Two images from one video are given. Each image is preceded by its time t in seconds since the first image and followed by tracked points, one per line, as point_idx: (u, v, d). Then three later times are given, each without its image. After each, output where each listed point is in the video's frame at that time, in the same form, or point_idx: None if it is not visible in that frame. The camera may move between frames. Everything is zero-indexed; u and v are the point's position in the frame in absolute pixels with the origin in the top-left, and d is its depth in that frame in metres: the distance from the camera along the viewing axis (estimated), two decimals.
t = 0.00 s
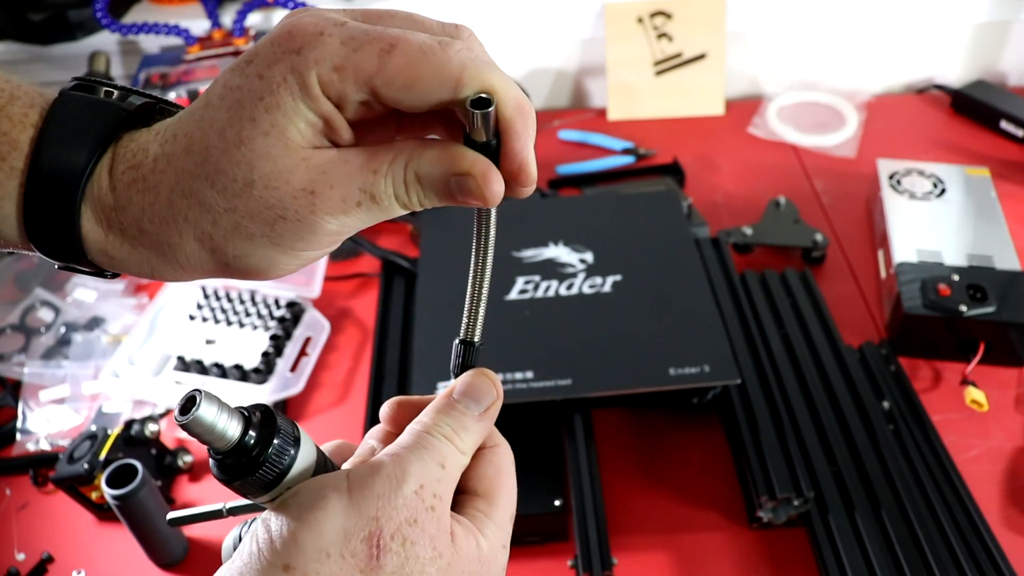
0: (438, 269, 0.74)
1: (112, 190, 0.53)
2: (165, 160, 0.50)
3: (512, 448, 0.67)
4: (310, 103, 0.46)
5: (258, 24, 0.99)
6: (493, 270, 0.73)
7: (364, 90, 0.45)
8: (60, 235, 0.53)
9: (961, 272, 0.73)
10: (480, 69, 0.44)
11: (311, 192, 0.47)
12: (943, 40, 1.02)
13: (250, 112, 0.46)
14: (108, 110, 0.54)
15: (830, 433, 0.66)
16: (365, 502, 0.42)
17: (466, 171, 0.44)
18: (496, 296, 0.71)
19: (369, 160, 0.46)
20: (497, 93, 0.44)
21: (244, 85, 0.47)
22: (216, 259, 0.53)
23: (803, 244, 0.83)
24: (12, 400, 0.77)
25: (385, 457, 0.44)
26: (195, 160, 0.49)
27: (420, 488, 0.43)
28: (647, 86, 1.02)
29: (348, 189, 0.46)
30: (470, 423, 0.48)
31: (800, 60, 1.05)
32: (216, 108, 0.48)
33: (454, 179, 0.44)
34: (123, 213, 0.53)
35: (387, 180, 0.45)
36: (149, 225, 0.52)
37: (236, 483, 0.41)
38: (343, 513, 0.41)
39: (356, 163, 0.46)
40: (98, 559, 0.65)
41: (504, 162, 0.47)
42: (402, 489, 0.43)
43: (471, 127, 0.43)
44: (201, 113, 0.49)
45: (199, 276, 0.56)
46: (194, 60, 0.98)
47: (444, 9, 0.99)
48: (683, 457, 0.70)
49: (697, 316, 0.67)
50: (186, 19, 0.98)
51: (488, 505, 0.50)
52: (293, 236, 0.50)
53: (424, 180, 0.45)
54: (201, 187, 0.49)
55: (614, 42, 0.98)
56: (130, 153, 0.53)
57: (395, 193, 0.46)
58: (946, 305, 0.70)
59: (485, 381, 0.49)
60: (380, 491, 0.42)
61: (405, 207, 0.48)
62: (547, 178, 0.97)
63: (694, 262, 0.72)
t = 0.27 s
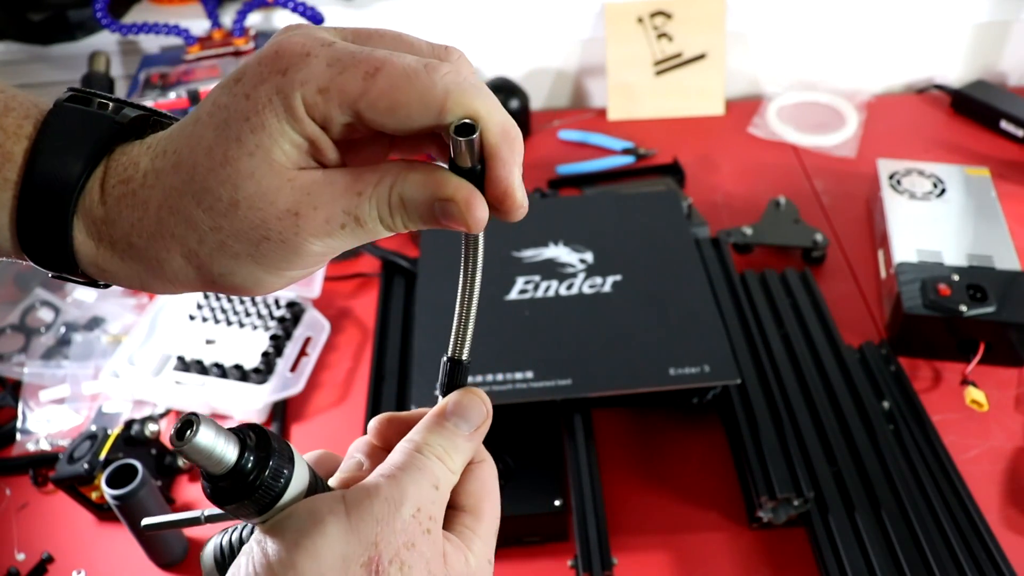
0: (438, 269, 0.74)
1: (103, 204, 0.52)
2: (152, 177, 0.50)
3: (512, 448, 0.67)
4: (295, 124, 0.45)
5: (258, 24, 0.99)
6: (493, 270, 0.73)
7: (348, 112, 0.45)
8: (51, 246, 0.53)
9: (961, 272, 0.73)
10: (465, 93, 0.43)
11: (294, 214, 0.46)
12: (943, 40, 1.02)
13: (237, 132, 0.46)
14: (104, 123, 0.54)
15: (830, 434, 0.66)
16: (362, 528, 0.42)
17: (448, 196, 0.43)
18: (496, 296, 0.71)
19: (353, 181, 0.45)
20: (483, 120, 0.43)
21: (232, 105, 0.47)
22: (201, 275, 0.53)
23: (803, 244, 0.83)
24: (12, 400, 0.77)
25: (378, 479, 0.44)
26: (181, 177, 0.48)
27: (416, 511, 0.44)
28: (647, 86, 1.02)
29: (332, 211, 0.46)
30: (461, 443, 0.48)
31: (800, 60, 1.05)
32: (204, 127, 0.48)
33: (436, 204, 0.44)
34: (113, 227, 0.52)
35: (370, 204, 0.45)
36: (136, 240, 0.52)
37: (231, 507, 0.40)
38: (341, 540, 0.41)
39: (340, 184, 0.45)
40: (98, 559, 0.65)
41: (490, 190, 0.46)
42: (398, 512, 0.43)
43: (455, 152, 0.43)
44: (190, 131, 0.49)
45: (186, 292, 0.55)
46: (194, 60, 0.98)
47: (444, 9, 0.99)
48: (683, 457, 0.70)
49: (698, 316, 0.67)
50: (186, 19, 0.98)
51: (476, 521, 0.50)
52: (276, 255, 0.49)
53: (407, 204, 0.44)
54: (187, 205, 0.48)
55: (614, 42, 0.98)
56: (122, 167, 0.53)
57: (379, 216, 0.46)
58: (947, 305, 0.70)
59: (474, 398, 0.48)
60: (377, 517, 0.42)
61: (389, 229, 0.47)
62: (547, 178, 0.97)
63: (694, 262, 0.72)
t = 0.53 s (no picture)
0: (439, 269, 0.74)
1: (86, 196, 0.52)
2: (140, 168, 0.50)
3: (512, 448, 0.67)
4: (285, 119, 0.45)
5: (258, 25, 0.99)
6: (493, 270, 0.73)
7: (342, 108, 0.45)
8: (32, 236, 0.52)
9: (961, 272, 0.73)
10: (459, 92, 0.44)
11: (278, 209, 0.46)
12: (943, 40, 1.02)
13: (225, 126, 0.46)
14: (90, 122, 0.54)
15: (830, 434, 0.66)
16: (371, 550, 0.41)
17: (434, 195, 0.43)
18: (496, 296, 0.71)
19: (339, 180, 0.45)
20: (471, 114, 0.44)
21: (222, 99, 0.46)
22: (178, 270, 0.52)
23: (803, 244, 0.83)
24: (12, 400, 0.77)
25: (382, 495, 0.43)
26: (167, 168, 0.48)
27: (422, 529, 0.44)
28: (647, 86, 1.02)
29: (316, 209, 0.45)
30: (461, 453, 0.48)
31: (800, 59, 1.05)
32: (194, 122, 0.47)
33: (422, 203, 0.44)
34: (95, 218, 0.52)
35: (355, 202, 0.45)
36: (118, 232, 0.51)
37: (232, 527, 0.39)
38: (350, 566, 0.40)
39: (326, 184, 0.45)
40: (99, 559, 0.65)
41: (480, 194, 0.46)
42: (405, 532, 0.43)
43: (444, 151, 0.43)
44: (180, 123, 0.48)
45: (163, 288, 0.54)
46: (194, 60, 0.98)
47: (444, 9, 0.99)
48: (683, 456, 0.70)
49: (698, 316, 0.67)
50: (186, 19, 0.98)
51: (476, 531, 0.50)
52: (255, 252, 0.48)
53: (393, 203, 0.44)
54: (169, 196, 0.48)
55: (614, 42, 0.98)
56: (109, 161, 0.52)
57: (363, 215, 0.45)
58: (947, 304, 0.70)
59: (472, 408, 0.49)
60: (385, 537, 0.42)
61: (373, 230, 0.46)
62: (547, 178, 0.97)
63: (693, 261, 0.72)
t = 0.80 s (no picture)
0: (439, 269, 0.74)
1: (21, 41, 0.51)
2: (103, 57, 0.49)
3: (512, 449, 0.67)
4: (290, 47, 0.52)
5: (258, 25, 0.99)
6: (493, 270, 0.73)
7: (338, 72, 0.54)
8: None
9: (961, 272, 0.73)
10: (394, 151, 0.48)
11: (226, 122, 0.48)
12: (944, 40, 1.01)
13: (223, 27, 0.50)
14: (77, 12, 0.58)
15: (830, 434, 0.66)
16: None
17: (376, 163, 0.47)
18: (495, 296, 0.71)
19: (296, 122, 0.49)
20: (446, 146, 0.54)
21: (216, 20, 0.50)
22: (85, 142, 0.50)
23: (803, 244, 0.83)
24: (12, 400, 0.77)
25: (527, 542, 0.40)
26: (136, 49, 0.49)
27: None
28: (647, 86, 1.02)
29: (263, 134, 0.48)
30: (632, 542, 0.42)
31: (800, 59, 1.05)
32: (179, 21, 0.50)
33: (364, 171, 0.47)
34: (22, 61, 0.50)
35: (301, 141, 0.48)
36: (46, 79, 0.50)
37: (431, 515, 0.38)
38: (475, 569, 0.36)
39: (283, 119, 0.49)
40: (99, 559, 0.65)
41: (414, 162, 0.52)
42: None
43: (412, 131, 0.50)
44: (170, 19, 0.50)
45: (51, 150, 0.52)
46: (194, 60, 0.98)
47: (445, 9, 0.99)
48: (684, 456, 0.70)
49: (698, 316, 0.67)
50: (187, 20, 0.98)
51: None
52: (182, 149, 0.49)
53: (336, 156, 0.48)
54: (121, 63, 0.48)
55: (614, 42, 0.98)
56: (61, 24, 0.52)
57: (305, 158, 0.48)
58: (946, 305, 0.70)
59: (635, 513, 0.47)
60: None
61: (304, 178, 0.49)
62: (547, 178, 0.97)
63: (693, 261, 0.72)
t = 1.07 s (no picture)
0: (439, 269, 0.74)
1: None
2: None
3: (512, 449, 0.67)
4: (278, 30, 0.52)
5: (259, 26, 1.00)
6: (493, 270, 0.73)
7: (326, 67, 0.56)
8: None
9: (961, 272, 0.73)
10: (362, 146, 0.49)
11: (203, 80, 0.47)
12: (944, 40, 1.01)
13: None
14: None
15: (830, 434, 0.66)
16: (469, 527, 0.33)
17: (341, 153, 0.48)
18: (495, 296, 0.71)
19: (269, 99, 0.49)
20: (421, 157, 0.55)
21: None
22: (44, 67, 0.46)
23: (803, 244, 0.83)
24: (12, 400, 0.77)
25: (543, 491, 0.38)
26: None
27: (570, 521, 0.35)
28: (648, 86, 1.02)
29: (237, 101, 0.47)
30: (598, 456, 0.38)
31: (801, 59, 1.05)
32: None
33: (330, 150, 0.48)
34: None
35: (271, 119, 0.48)
36: None
37: (405, 371, 0.39)
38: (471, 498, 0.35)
39: (258, 92, 0.48)
40: (99, 559, 0.65)
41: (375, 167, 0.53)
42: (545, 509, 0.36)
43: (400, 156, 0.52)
44: None
45: None
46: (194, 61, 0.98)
47: (445, 9, 0.99)
48: (684, 456, 0.70)
49: (698, 317, 0.67)
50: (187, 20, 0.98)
51: None
52: (155, 98, 0.46)
53: (304, 141, 0.48)
54: None
55: (615, 42, 0.98)
56: None
57: (274, 133, 0.48)
58: (946, 305, 0.70)
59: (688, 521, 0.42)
60: (502, 510, 0.33)
61: (270, 152, 0.49)
62: (547, 178, 0.97)
63: (693, 261, 0.72)
